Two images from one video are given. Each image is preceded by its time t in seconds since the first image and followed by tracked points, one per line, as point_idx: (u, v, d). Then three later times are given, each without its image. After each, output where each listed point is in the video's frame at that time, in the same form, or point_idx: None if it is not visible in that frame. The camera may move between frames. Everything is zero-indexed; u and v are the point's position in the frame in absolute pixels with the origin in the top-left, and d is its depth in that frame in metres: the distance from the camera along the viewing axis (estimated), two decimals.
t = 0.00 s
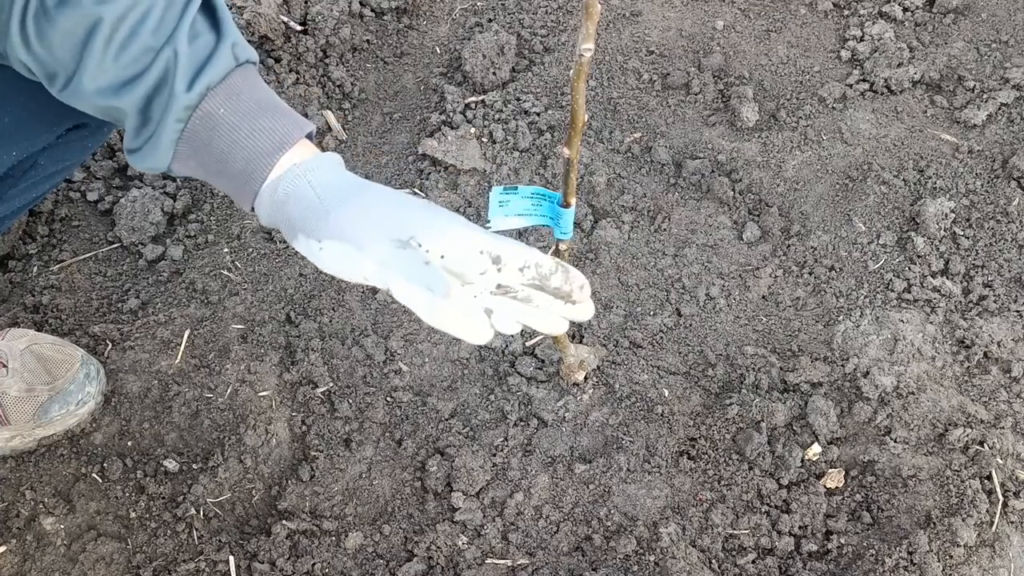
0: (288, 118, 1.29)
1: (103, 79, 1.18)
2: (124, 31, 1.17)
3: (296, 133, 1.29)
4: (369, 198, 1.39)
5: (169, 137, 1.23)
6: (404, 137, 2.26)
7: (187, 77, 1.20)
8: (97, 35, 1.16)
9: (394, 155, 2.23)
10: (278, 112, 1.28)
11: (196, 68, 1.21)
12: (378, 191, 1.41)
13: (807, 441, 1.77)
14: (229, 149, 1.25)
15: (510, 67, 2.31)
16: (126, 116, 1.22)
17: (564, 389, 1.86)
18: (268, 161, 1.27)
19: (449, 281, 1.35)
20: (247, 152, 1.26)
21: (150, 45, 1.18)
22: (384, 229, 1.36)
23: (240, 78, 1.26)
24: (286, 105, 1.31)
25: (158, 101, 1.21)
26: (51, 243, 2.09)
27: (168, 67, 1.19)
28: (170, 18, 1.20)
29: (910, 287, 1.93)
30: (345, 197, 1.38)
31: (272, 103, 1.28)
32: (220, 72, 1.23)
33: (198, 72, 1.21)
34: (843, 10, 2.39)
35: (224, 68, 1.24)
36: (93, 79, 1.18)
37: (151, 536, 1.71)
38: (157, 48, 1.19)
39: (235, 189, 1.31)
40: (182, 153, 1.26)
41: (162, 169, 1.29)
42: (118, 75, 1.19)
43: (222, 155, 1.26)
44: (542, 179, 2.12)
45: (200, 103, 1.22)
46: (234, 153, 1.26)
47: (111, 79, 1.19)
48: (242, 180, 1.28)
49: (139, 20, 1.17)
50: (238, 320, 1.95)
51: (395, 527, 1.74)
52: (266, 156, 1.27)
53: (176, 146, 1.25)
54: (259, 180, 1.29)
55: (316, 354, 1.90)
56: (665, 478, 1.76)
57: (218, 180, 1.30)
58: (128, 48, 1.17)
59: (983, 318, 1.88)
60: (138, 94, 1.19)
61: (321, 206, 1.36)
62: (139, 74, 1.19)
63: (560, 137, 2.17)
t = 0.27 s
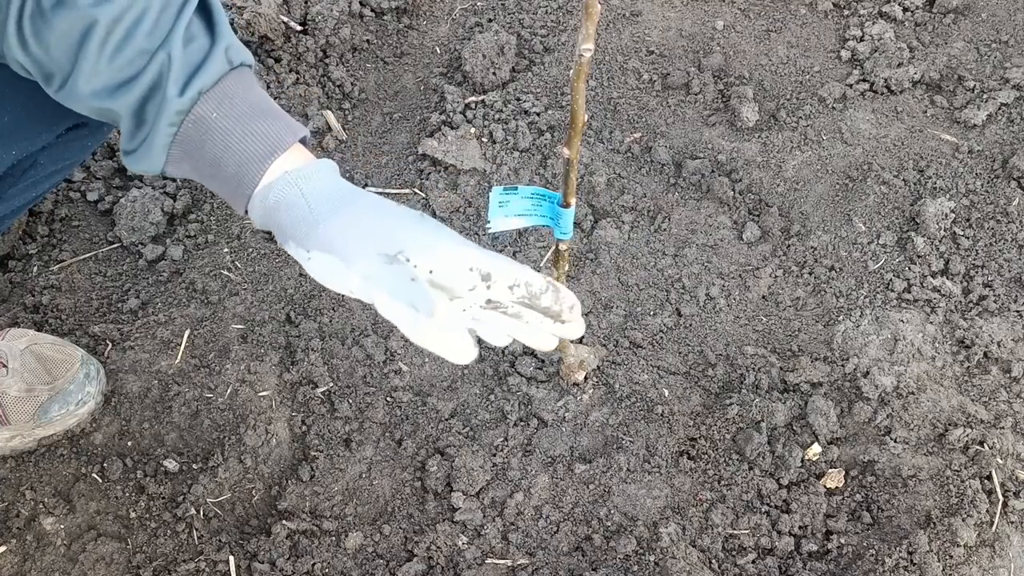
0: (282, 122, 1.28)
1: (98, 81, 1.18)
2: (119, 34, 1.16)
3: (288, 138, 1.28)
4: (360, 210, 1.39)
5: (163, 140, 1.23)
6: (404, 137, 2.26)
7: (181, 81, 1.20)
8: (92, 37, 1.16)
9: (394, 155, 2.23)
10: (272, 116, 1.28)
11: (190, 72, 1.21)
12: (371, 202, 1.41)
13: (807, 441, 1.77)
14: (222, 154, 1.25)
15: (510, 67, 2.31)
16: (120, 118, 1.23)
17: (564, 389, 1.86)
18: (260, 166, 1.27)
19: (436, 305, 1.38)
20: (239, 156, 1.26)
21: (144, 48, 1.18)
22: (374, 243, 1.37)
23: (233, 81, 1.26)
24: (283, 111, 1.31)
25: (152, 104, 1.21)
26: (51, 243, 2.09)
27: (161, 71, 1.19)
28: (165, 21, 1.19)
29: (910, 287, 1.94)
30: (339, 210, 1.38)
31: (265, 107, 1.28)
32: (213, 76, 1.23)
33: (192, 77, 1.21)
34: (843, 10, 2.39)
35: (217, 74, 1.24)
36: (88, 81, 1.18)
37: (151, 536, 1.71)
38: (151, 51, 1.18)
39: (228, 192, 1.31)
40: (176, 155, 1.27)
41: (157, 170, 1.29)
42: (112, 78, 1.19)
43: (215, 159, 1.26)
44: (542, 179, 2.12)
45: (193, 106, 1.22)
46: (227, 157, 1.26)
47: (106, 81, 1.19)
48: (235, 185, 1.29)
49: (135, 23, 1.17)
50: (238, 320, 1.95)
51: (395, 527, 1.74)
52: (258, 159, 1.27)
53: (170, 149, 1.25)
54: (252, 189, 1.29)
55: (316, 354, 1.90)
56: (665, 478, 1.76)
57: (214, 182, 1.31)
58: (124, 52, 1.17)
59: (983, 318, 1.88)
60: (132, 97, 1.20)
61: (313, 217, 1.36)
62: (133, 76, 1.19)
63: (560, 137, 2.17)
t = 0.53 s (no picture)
0: (292, 148, 1.27)
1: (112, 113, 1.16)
2: (132, 67, 1.12)
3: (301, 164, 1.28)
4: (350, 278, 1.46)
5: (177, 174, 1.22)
6: (404, 137, 2.26)
7: (194, 121, 1.18)
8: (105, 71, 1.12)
9: (394, 155, 2.23)
10: (280, 151, 1.26)
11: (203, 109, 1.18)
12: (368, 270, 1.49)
13: (807, 441, 1.77)
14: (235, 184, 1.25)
15: (510, 67, 2.31)
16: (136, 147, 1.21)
17: (564, 389, 1.86)
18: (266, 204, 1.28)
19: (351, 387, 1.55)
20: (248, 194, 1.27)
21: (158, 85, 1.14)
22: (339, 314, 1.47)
23: (243, 117, 1.22)
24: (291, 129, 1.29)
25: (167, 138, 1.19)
26: (51, 243, 2.09)
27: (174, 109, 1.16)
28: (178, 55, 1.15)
29: (910, 287, 1.93)
30: (337, 262, 1.44)
31: (275, 142, 1.25)
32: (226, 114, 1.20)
33: (207, 110, 1.18)
34: (843, 10, 2.39)
35: (231, 106, 1.20)
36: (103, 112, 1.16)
37: (151, 536, 1.71)
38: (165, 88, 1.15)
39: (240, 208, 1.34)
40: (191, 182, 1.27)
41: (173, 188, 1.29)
42: (126, 113, 1.16)
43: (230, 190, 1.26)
44: (542, 179, 2.12)
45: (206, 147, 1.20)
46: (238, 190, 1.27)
47: (120, 115, 1.16)
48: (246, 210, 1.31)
49: (148, 56, 1.12)
50: (238, 320, 1.95)
51: (395, 527, 1.74)
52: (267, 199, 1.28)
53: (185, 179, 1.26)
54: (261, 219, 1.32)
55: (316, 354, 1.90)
56: (665, 478, 1.76)
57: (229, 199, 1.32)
58: (136, 85, 1.13)
59: (983, 318, 1.88)
60: (147, 132, 1.18)
61: (308, 258, 1.42)
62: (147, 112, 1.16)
63: (560, 137, 2.17)
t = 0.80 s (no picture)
0: (338, 150, 1.27)
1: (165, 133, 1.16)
2: (184, 90, 1.11)
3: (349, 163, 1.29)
4: (399, 261, 1.47)
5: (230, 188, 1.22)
6: (404, 137, 2.26)
7: (246, 137, 1.17)
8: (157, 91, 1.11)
9: (394, 155, 2.23)
10: (329, 154, 1.26)
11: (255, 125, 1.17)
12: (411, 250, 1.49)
13: (807, 441, 1.77)
14: (286, 194, 1.27)
15: (510, 67, 2.31)
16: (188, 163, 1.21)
17: (564, 389, 1.86)
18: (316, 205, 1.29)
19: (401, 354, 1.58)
20: (300, 196, 1.28)
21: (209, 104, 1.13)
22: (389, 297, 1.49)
23: (293, 125, 1.22)
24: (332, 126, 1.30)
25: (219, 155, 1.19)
26: (51, 243, 2.09)
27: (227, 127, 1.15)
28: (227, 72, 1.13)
29: (910, 287, 1.93)
30: (385, 250, 1.45)
31: (325, 144, 1.26)
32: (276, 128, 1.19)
33: (258, 126, 1.18)
34: (843, 10, 2.39)
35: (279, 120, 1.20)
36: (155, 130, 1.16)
37: (151, 536, 1.71)
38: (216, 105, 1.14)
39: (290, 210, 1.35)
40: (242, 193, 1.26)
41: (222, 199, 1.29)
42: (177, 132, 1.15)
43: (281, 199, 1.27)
44: (542, 179, 2.12)
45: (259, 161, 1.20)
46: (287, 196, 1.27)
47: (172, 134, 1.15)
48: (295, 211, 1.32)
49: (200, 76, 1.11)
50: (238, 320, 1.95)
51: (395, 527, 1.74)
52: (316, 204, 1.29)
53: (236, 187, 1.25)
54: (310, 218, 1.34)
55: (316, 354, 1.90)
56: (665, 478, 1.76)
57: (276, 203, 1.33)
58: (189, 106, 1.13)
59: (983, 318, 1.88)
60: (199, 151, 1.17)
61: (358, 246, 1.43)
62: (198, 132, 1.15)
63: (560, 137, 2.17)
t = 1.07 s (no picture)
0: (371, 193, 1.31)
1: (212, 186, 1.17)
2: (236, 152, 1.13)
3: (379, 207, 1.31)
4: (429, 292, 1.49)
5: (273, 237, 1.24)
6: (404, 137, 2.26)
7: (292, 196, 1.19)
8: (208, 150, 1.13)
9: (394, 155, 2.23)
10: (364, 198, 1.29)
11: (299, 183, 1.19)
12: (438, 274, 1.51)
13: (807, 441, 1.77)
14: (324, 238, 1.30)
15: (510, 67, 2.31)
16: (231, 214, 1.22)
17: (564, 389, 1.86)
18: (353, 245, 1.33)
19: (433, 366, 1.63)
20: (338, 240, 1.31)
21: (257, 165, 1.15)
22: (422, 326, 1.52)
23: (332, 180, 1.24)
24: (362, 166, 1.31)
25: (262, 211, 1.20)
26: (51, 243, 2.08)
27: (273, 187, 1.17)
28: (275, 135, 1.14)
29: (910, 287, 1.93)
30: (415, 281, 1.47)
31: (361, 190, 1.29)
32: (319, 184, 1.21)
33: (304, 185, 1.19)
34: (843, 10, 2.39)
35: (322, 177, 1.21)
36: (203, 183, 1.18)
37: (151, 536, 1.71)
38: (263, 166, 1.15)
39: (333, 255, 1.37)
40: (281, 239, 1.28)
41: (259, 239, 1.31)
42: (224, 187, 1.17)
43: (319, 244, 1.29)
44: (542, 179, 2.12)
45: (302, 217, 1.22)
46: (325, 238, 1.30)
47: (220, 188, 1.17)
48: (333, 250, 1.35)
49: (250, 140, 1.12)
50: (238, 320, 1.95)
51: (396, 527, 1.74)
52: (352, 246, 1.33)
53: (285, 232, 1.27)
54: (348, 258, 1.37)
55: (316, 354, 1.90)
56: (665, 478, 1.76)
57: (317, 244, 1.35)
58: (240, 168, 1.14)
59: (983, 318, 1.88)
60: (244, 207, 1.19)
61: (391, 283, 1.45)
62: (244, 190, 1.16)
63: (560, 137, 2.17)
